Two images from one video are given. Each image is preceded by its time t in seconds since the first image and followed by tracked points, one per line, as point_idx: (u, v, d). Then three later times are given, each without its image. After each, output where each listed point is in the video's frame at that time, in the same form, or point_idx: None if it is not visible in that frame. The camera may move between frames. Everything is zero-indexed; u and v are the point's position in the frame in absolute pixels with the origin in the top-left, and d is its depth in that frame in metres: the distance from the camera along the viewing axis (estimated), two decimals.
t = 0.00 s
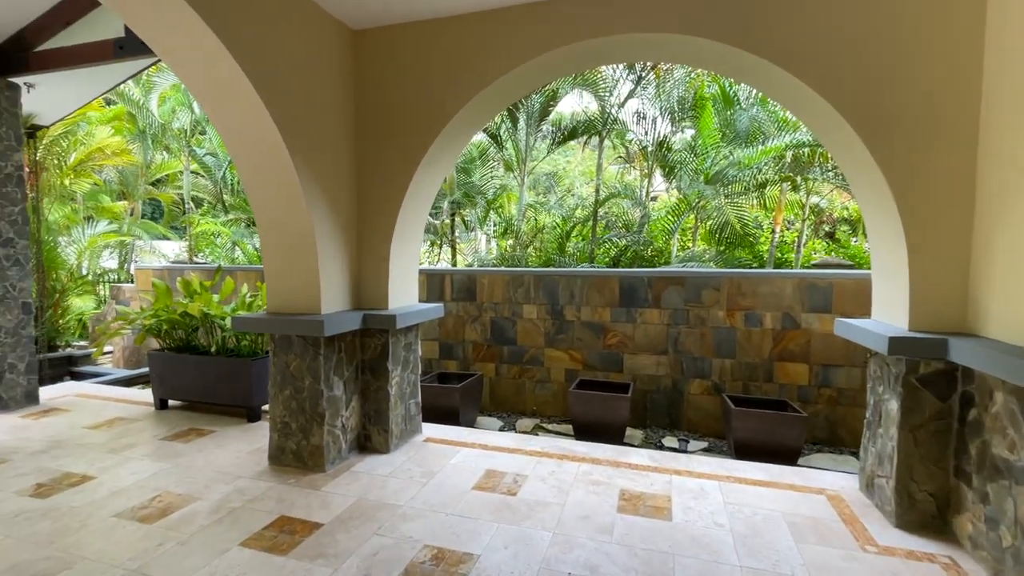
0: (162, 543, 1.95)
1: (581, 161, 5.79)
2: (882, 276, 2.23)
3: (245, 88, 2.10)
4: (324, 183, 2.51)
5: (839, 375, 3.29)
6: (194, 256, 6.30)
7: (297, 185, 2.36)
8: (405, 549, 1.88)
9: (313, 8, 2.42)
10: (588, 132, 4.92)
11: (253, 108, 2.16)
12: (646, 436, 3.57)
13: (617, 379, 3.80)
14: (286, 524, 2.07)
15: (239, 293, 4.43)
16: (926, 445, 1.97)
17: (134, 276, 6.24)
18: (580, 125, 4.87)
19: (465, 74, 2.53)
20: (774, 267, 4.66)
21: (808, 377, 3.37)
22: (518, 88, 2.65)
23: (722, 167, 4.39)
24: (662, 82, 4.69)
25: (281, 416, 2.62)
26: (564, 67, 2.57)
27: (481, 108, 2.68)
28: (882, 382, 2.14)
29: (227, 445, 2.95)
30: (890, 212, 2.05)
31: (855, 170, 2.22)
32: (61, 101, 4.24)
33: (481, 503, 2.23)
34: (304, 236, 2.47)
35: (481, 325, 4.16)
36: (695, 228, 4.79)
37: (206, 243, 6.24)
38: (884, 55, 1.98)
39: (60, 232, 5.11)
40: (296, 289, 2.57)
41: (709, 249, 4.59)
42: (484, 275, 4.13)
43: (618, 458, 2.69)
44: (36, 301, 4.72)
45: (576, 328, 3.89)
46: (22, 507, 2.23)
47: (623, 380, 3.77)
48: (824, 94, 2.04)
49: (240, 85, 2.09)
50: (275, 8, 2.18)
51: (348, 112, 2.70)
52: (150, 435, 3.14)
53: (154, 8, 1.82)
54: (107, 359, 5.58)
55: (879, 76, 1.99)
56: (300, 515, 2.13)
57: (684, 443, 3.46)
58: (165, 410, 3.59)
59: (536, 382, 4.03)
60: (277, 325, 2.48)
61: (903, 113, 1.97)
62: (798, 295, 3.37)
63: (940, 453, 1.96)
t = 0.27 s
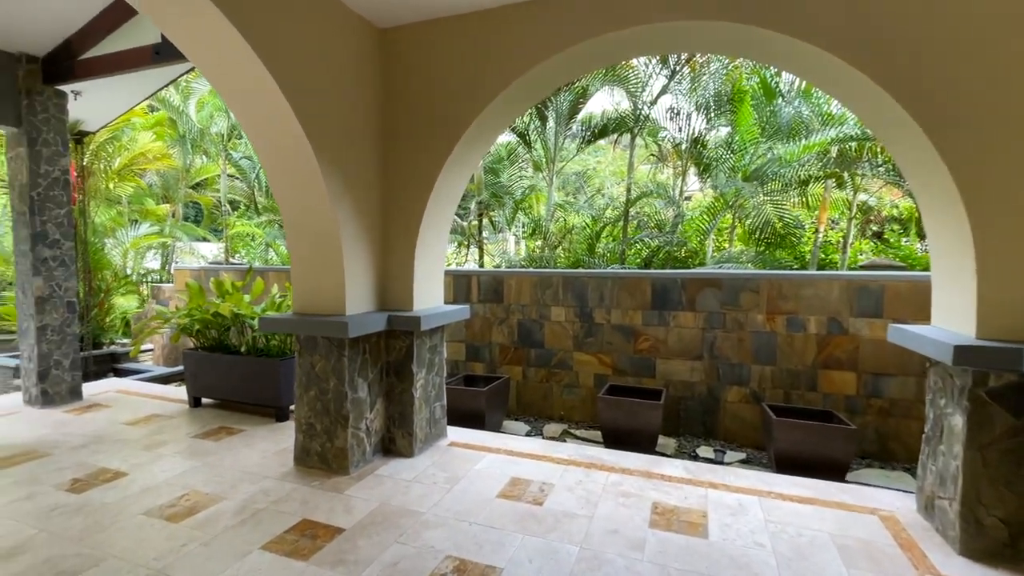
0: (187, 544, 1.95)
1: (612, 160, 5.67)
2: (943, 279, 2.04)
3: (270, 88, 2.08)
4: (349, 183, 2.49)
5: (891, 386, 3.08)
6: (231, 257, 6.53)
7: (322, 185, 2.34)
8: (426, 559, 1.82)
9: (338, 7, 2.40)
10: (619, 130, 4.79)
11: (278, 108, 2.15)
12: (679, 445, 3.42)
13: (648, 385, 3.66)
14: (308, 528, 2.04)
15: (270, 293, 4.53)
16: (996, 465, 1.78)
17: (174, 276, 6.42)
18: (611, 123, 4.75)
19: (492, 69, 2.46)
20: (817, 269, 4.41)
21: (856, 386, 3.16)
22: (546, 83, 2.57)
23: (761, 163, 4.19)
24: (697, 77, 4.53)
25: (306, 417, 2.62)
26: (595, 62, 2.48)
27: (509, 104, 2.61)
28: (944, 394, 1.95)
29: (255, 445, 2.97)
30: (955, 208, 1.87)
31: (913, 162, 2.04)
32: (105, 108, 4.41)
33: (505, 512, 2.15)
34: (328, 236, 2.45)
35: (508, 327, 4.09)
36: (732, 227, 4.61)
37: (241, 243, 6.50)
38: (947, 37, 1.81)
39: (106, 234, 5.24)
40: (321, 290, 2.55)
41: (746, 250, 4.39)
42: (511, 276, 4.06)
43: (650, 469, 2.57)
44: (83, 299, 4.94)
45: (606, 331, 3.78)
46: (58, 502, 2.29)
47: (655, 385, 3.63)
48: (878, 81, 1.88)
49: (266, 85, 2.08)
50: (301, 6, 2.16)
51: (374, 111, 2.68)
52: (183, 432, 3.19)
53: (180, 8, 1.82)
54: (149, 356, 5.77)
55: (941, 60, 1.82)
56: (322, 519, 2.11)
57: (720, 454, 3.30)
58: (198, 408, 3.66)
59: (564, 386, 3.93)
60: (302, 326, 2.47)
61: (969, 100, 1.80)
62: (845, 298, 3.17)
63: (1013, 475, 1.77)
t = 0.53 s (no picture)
0: (218, 543, 1.97)
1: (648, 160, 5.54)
2: (1017, 284, 1.85)
3: (301, 90, 2.09)
4: (379, 184, 2.48)
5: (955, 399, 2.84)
6: (271, 258, 6.77)
7: (352, 187, 2.34)
8: (451, 569, 1.77)
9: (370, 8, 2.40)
10: (655, 128, 4.67)
11: (308, 109, 2.16)
12: (718, 457, 3.27)
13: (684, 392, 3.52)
14: (335, 531, 2.03)
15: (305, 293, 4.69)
16: None
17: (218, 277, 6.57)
18: (647, 121, 4.64)
19: (522, 67, 2.40)
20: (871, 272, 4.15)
21: (916, 399, 2.93)
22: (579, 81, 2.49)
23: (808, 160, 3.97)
24: (739, 71, 4.36)
25: (336, 419, 2.63)
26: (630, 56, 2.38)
27: (540, 103, 2.53)
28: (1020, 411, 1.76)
29: (288, 445, 3.01)
30: None
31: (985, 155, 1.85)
32: (154, 116, 4.61)
33: (534, 522, 2.09)
34: (358, 237, 2.45)
35: (540, 330, 4.02)
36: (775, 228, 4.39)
37: (280, 245, 6.73)
38: None
39: (155, 236, 5.44)
40: (351, 291, 2.55)
41: (792, 251, 4.17)
42: (543, 279, 3.98)
43: (687, 482, 2.45)
44: (135, 298, 5.19)
45: (640, 335, 3.66)
46: (102, 496, 2.37)
47: (693, 393, 3.48)
48: (943, 67, 1.72)
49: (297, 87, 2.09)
50: (331, 10, 2.17)
51: (404, 113, 2.67)
52: (221, 430, 3.28)
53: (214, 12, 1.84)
54: (193, 354, 6.00)
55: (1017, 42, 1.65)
56: (350, 523, 2.09)
57: (762, 467, 3.12)
58: (237, 406, 3.76)
59: (597, 392, 3.82)
60: (332, 327, 2.48)
61: None
62: (902, 304, 2.95)
63: None
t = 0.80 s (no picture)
0: (258, 537, 2.02)
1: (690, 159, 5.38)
2: None
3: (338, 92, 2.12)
4: (415, 185, 2.49)
5: None
6: (314, 260, 6.98)
7: (387, 188, 2.35)
8: None
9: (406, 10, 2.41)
10: (698, 125, 4.55)
11: (345, 112, 2.18)
12: (765, 470, 3.11)
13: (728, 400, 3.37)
14: (369, 531, 2.04)
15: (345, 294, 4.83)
16: None
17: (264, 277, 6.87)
18: (689, 118, 4.54)
19: (558, 64, 2.34)
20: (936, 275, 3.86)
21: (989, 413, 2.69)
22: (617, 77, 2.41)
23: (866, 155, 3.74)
24: (789, 63, 4.17)
25: (372, 419, 2.65)
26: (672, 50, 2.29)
27: (577, 101, 2.47)
28: None
29: (327, 442, 3.07)
30: None
31: None
32: (206, 124, 4.83)
33: (568, 531, 2.03)
34: (394, 238, 2.47)
35: (577, 333, 3.94)
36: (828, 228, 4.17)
37: (323, 247, 6.94)
38: None
39: (208, 238, 5.69)
40: (387, 292, 2.57)
41: (849, 252, 3.93)
42: (580, 280, 3.91)
43: (731, 495, 2.33)
44: (188, 297, 5.45)
45: (681, 339, 3.53)
46: (154, 486, 2.48)
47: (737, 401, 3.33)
48: None
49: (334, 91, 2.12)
50: (367, 13, 2.19)
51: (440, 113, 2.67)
52: (264, 426, 3.38)
53: (255, 19, 1.89)
54: (242, 352, 6.25)
55: None
56: (384, 524, 2.10)
57: (813, 482, 2.95)
58: (280, 402, 3.87)
59: (635, 397, 3.72)
60: (369, 328, 2.50)
61: None
62: (973, 309, 2.72)
63: None
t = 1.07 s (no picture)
0: (304, 529, 2.08)
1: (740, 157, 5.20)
2: None
3: (382, 95, 2.16)
4: (457, 185, 2.50)
5: None
6: (360, 260, 7.19)
7: (430, 189, 2.38)
8: None
9: (449, 13, 2.42)
10: (748, 120, 4.43)
11: (389, 114, 2.22)
12: (820, 484, 2.94)
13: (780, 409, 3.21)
14: (410, 529, 2.06)
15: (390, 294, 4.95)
16: None
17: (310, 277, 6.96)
18: (739, 113, 4.43)
19: (601, 62, 2.29)
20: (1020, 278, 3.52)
21: None
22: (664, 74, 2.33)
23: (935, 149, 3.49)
24: (849, 53, 3.94)
25: (414, 418, 2.69)
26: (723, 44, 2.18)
27: (621, 99, 2.41)
28: None
29: (372, 439, 3.14)
30: None
31: None
32: (261, 131, 5.07)
33: (609, 539, 1.97)
34: (435, 238, 2.49)
35: (619, 335, 3.87)
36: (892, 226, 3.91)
37: (369, 248, 7.13)
38: None
39: (261, 240, 5.96)
40: (430, 292, 2.60)
41: (917, 253, 3.66)
42: (623, 282, 3.84)
43: (784, 509, 2.20)
44: (244, 296, 5.72)
45: (730, 344, 3.40)
46: (210, 476, 2.61)
47: (790, 409, 3.17)
48: None
49: (379, 93, 2.16)
50: (411, 17, 2.22)
51: (482, 114, 2.68)
52: (313, 421, 3.50)
53: (304, 25, 1.94)
54: (292, 349, 6.50)
55: None
56: (423, 522, 2.12)
57: (874, 500, 2.76)
58: (327, 399, 4.00)
59: (680, 403, 3.61)
60: (411, 329, 2.54)
61: None
62: None
63: None
